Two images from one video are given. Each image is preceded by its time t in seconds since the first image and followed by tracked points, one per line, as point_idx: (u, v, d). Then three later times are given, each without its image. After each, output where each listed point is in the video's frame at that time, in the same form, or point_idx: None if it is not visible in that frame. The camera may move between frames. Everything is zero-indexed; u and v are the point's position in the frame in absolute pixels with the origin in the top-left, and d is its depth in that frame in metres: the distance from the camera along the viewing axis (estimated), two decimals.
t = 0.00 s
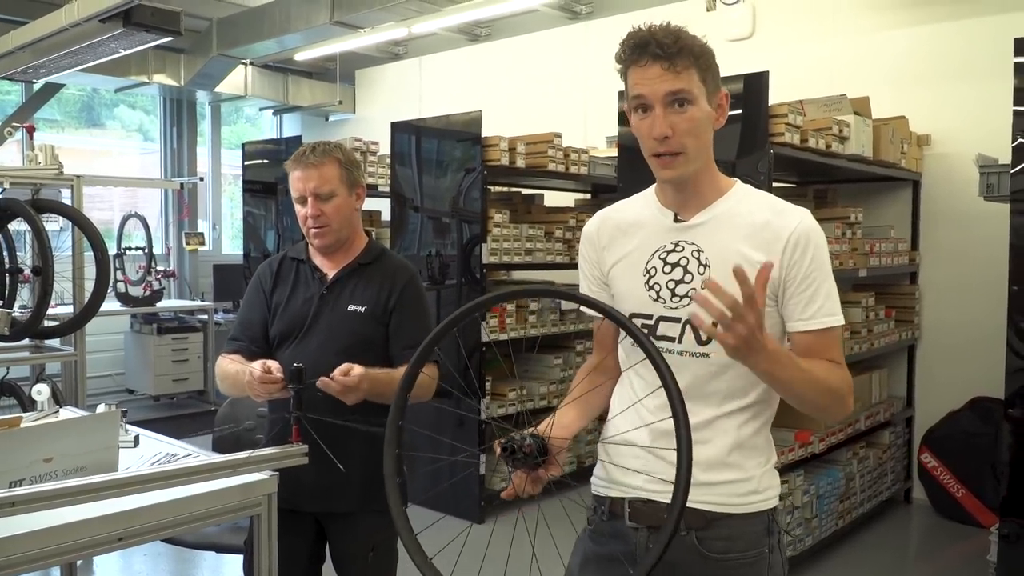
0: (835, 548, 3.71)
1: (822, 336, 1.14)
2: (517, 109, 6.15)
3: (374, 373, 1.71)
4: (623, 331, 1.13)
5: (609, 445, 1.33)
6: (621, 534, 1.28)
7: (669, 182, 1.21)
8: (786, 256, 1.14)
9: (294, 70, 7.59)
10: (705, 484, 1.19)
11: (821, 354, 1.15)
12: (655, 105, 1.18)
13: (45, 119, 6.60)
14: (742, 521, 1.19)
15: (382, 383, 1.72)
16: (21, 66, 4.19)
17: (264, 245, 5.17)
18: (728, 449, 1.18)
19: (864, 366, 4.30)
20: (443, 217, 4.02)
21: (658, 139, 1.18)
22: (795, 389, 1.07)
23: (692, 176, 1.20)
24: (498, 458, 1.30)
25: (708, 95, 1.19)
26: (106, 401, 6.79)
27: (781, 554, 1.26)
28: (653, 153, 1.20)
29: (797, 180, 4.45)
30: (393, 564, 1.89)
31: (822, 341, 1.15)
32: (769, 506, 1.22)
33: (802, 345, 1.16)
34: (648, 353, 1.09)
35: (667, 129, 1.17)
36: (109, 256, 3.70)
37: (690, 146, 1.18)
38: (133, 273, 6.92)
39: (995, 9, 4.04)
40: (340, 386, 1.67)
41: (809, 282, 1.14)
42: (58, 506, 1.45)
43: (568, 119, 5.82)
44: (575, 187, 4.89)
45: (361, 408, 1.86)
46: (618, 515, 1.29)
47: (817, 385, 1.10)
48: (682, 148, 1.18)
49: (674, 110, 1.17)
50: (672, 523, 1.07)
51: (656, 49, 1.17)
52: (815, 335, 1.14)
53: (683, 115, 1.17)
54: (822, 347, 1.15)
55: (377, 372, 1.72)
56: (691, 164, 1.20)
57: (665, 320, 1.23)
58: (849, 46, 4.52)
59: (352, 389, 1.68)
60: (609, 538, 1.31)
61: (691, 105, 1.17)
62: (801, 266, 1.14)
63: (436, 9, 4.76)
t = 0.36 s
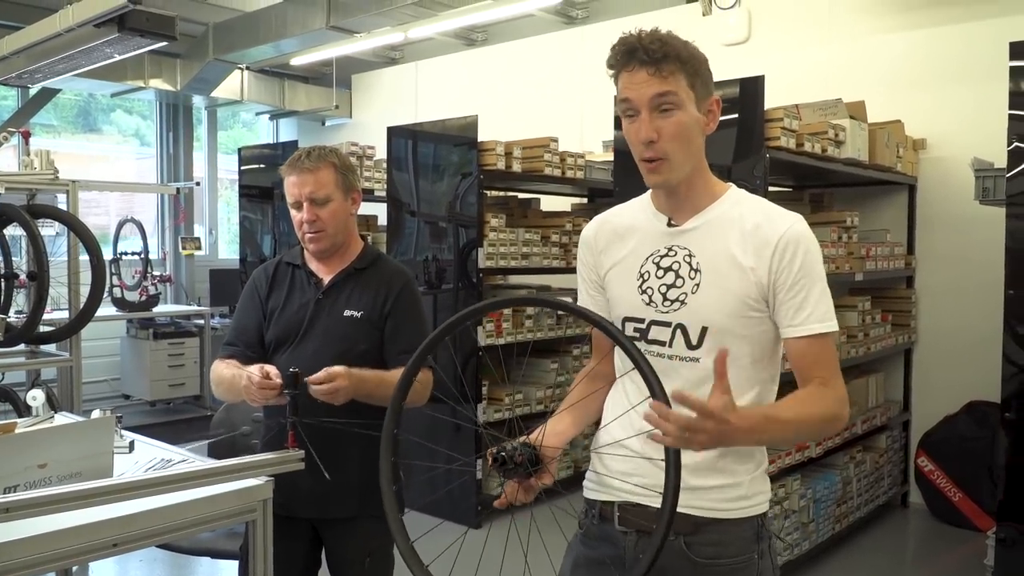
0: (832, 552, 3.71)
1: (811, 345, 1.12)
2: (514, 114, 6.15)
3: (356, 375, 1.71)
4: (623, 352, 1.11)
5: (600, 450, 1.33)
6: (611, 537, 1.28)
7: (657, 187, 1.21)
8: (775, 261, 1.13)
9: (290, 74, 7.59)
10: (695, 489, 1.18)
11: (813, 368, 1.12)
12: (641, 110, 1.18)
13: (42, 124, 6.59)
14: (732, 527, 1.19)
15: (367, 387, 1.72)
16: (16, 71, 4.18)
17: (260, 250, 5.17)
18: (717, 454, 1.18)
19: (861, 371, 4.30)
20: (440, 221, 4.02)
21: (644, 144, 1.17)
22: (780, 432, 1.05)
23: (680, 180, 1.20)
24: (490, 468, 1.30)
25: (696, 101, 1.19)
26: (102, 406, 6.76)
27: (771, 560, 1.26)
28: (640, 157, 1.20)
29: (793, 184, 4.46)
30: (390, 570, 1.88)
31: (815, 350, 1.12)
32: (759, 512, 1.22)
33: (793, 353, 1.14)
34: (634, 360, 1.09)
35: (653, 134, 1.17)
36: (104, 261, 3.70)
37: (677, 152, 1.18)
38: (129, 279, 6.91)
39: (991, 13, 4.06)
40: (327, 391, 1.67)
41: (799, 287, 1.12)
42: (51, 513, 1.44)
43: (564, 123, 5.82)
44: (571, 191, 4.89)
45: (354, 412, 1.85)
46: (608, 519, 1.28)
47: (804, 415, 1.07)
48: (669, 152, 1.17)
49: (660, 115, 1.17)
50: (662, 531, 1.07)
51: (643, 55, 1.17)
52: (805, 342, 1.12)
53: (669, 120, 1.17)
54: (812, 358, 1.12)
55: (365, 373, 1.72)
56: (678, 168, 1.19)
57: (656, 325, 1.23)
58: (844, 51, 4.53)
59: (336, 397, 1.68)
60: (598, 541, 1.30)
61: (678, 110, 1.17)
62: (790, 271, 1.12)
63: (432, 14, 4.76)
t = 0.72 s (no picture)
0: (830, 558, 3.70)
1: (806, 351, 1.14)
2: (512, 118, 6.16)
3: (348, 384, 1.69)
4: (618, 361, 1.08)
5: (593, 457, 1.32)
6: (600, 544, 1.28)
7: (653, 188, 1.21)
8: (774, 266, 1.14)
9: (288, 79, 7.60)
10: (687, 496, 1.18)
11: (810, 377, 1.16)
12: (636, 111, 1.18)
13: (40, 129, 6.59)
14: (722, 534, 1.19)
15: (363, 394, 1.71)
16: (13, 75, 4.17)
17: (258, 254, 5.16)
18: (710, 459, 1.17)
19: (859, 375, 4.29)
20: (438, 226, 4.02)
21: (637, 144, 1.18)
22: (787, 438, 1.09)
23: (673, 182, 1.19)
24: (483, 477, 1.28)
25: (695, 105, 1.18)
26: (99, 410, 6.75)
27: (762, 568, 1.26)
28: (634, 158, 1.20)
29: (790, 189, 4.46)
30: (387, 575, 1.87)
31: (808, 356, 1.15)
32: (750, 519, 1.21)
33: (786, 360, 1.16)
34: (629, 367, 1.06)
35: (644, 135, 1.17)
36: (102, 266, 3.69)
37: (671, 154, 1.17)
38: (127, 283, 6.90)
39: (990, 17, 4.06)
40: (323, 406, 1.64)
41: (798, 293, 1.13)
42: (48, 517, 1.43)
43: (562, 127, 5.83)
44: (569, 196, 4.89)
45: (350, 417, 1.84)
46: (598, 525, 1.28)
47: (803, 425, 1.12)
48: (660, 153, 1.17)
49: (654, 117, 1.17)
50: (655, 543, 1.03)
51: (638, 58, 1.18)
52: (801, 348, 1.14)
53: (662, 121, 1.16)
54: (806, 365, 1.15)
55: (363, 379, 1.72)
56: (671, 170, 1.18)
57: (653, 326, 1.22)
58: (842, 55, 4.53)
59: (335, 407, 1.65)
60: (587, 547, 1.30)
61: (673, 113, 1.16)
62: (790, 277, 1.13)
63: (430, 19, 4.76)
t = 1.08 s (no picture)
0: (830, 561, 3.70)
1: (809, 353, 1.15)
2: (512, 121, 6.16)
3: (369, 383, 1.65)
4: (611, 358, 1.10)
5: (593, 460, 1.32)
6: (603, 546, 1.27)
7: (669, 189, 1.21)
8: (781, 268, 1.14)
9: (288, 82, 7.61)
10: (691, 497, 1.18)
11: (810, 381, 1.16)
12: (664, 113, 1.18)
13: (39, 132, 6.59)
14: (725, 536, 1.19)
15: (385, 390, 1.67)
16: (12, 78, 4.17)
17: (257, 257, 5.16)
18: (714, 461, 1.17)
19: (858, 378, 4.30)
20: (437, 228, 4.02)
21: (663, 146, 1.17)
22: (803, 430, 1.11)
23: (691, 185, 1.20)
24: (484, 484, 1.27)
25: (718, 111, 1.19)
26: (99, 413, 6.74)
27: (764, 568, 1.26)
28: (656, 158, 1.19)
29: (790, 192, 4.46)
30: None
31: (810, 359, 1.15)
32: (753, 521, 1.21)
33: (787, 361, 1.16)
34: (626, 369, 1.08)
35: (674, 137, 1.17)
36: (102, 269, 3.69)
37: (695, 158, 1.18)
38: (126, 285, 6.90)
39: (990, 20, 4.06)
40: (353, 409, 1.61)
41: (804, 295, 1.14)
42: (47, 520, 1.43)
43: (561, 130, 5.83)
44: (568, 198, 4.89)
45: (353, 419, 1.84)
46: (600, 528, 1.28)
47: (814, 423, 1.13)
48: (686, 157, 1.18)
49: (683, 120, 1.17)
50: (657, 546, 1.04)
51: (675, 58, 1.17)
52: (803, 350, 1.15)
53: (692, 126, 1.17)
54: (809, 366, 1.15)
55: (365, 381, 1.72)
56: (691, 174, 1.19)
57: (656, 325, 1.22)
58: (842, 58, 4.54)
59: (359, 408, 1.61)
60: (589, 551, 1.30)
61: (700, 118, 1.18)
62: (797, 280, 1.14)
63: (429, 21, 4.76)
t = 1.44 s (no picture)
0: (830, 560, 3.70)
1: (816, 358, 1.14)
2: (511, 121, 6.16)
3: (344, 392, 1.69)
4: (615, 357, 1.10)
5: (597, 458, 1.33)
6: (606, 544, 1.27)
7: (673, 192, 1.20)
8: (785, 274, 1.13)
9: (287, 83, 7.60)
10: (694, 497, 1.18)
11: (818, 383, 1.15)
12: (663, 115, 1.18)
13: (38, 133, 6.59)
14: (729, 534, 1.19)
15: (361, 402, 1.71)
16: (10, 80, 4.16)
17: (256, 258, 5.15)
18: (717, 462, 1.17)
19: (858, 378, 4.30)
20: (437, 229, 4.01)
21: (664, 149, 1.17)
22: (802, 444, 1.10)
23: (695, 187, 1.20)
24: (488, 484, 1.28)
25: (717, 109, 1.19)
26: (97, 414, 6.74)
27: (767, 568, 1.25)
28: (657, 162, 1.19)
29: (789, 192, 4.46)
30: None
31: (817, 364, 1.14)
32: (756, 520, 1.21)
33: (795, 366, 1.16)
34: (633, 372, 1.08)
35: (673, 140, 1.16)
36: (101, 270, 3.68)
37: (696, 159, 1.18)
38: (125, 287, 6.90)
39: (989, 20, 4.06)
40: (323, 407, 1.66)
41: (808, 301, 1.13)
42: (46, 521, 1.43)
43: (560, 131, 5.83)
44: (567, 199, 4.89)
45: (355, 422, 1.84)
46: (604, 526, 1.27)
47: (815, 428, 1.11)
48: (688, 159, 1.17)
49: (682, 122, 1.17)
50: (664, 544, 1.04)
51: (669, 60, 1.17)
52: (810, 355, 1.14)
53: (691, 127, 1.17)
54: (816, 371, 1.15)
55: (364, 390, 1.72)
56: (694, 176, 1.19)
57: (660, 330, 1.22)
58: (842, 58, 4.54)
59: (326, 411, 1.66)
60: (592, 548, 1.29)
61: (699, 118, 1.17)
62: (801, 285, 1.13)
63: (427, 22, 4.76)
